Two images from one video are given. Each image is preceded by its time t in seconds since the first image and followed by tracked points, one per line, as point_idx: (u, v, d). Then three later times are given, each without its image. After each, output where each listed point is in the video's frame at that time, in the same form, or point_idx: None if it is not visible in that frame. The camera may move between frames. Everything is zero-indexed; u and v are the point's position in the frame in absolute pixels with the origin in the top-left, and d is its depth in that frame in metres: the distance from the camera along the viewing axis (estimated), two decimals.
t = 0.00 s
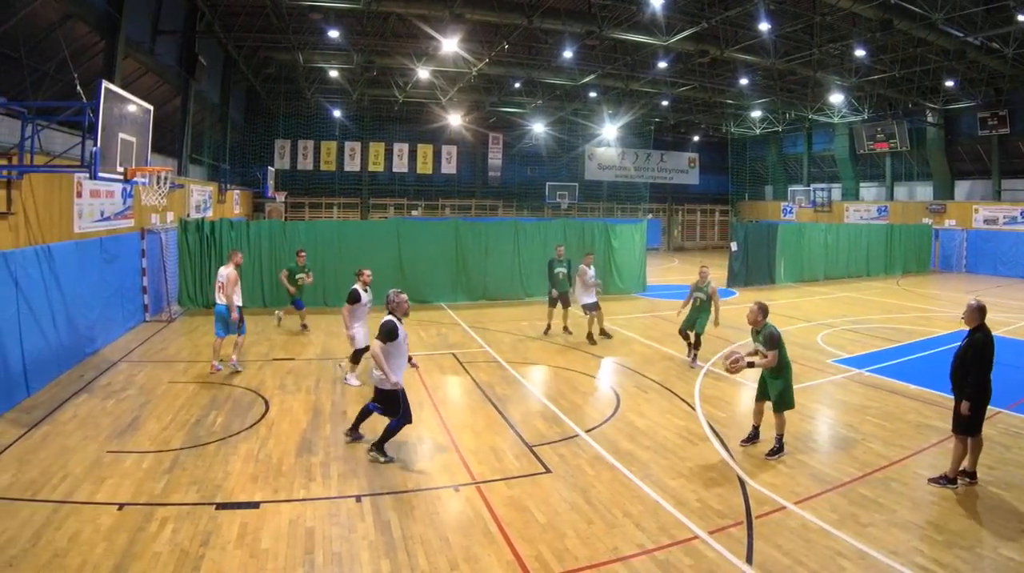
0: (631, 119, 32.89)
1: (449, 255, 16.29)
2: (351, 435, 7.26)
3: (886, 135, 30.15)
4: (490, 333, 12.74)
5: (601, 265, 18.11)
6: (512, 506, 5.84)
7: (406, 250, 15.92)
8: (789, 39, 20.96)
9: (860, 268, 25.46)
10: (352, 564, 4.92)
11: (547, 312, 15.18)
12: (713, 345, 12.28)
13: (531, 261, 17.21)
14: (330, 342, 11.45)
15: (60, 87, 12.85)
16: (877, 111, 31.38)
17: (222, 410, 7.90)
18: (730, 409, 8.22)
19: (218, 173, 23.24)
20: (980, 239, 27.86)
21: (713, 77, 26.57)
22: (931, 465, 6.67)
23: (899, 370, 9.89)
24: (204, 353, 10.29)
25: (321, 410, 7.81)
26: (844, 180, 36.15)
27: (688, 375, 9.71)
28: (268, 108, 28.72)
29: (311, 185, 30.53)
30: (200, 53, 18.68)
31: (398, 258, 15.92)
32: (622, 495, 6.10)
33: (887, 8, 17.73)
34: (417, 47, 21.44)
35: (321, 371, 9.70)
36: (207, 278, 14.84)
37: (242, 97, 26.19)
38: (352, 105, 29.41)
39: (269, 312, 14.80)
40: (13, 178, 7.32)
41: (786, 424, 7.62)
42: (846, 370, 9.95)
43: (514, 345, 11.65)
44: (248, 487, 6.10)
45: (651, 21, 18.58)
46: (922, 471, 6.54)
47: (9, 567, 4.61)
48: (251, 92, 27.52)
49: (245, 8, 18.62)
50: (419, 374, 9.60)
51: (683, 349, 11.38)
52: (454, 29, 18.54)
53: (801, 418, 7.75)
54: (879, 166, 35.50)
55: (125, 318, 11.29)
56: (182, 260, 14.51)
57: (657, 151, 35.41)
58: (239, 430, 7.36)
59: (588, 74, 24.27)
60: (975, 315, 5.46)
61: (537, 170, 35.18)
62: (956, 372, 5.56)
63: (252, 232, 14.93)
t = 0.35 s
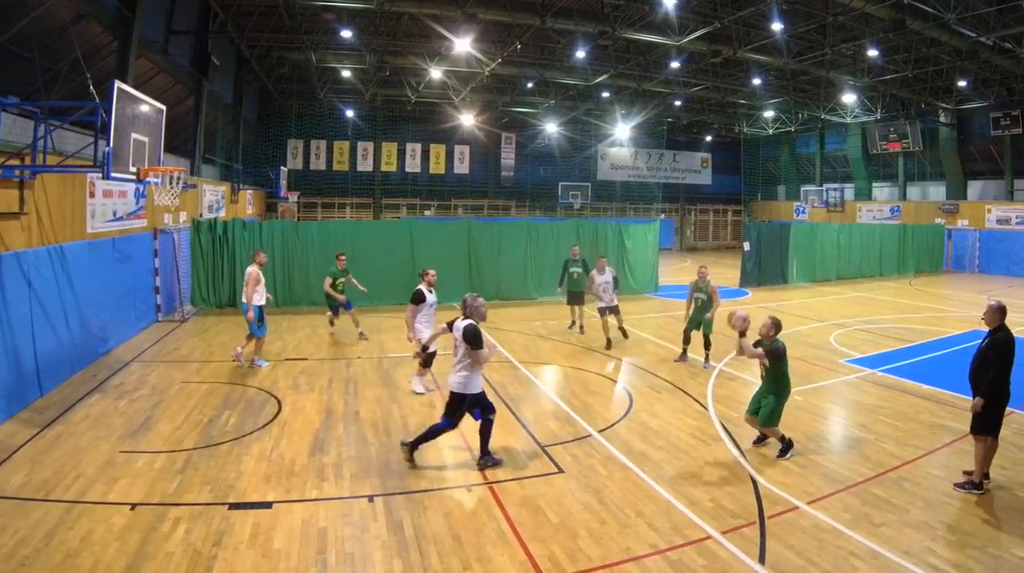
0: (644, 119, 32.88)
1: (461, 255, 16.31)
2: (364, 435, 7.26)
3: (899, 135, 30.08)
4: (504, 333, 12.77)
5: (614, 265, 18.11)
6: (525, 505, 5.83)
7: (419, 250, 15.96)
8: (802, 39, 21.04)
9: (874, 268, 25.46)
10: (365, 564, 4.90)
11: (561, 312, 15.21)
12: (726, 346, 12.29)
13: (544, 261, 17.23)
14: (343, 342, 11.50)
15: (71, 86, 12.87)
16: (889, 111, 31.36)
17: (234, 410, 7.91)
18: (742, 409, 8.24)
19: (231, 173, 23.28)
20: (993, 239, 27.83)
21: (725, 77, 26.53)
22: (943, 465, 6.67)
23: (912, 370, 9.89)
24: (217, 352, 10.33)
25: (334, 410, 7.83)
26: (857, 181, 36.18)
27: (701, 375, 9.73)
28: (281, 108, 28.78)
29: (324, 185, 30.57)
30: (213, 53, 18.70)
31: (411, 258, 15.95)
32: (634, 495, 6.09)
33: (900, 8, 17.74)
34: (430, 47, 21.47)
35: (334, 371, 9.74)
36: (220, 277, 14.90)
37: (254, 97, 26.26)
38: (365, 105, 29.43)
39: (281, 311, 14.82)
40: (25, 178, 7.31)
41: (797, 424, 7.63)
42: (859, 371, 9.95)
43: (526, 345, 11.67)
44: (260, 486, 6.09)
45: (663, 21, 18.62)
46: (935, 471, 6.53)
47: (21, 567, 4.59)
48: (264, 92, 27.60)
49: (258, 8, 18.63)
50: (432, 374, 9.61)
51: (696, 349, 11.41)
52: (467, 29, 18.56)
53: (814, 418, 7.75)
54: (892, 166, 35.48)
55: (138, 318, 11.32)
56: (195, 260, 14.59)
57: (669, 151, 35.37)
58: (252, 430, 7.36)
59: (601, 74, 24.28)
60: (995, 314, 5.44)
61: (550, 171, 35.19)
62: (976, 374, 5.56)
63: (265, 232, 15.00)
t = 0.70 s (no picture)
0: (655, 119, 32.89)
1: (474, 255, 16.32)
2: (377, 435, 7.27)
3: (912, 135, 29.91)
4: (517, 333, 12.80)
5: (626, 265, 18.13)
6: (538, 505, 5.83)
7: (431, 250, 15.98)
8: (815, 39, 21.14)
9: (887, 268, 25.46)
10: (378, 564, 4.88)
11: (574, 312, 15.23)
12: (739, 347, 12.29)
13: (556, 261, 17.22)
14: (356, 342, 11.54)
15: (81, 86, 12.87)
16: (901, 111, 31.29)
17: (247, 410, 7.92)
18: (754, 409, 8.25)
19: (243, 174, 23.32)
20: (1006, 239, 27.78)
21: (737, 77, 26.45)
22: (956, 465, 6.67)
23: (926, 371, 9.88)
24: (231, 352, 10.36)
25: (347, 410, 7.83)
26: (870, 181, 36.22)
27: (713, 375, 9.75)
28: (294, 108, 28.85)
29: (336, 185, 30.61)
30: (226, 53, 18.74)
31: (424, 258, 15.97)
32: (647, 495, 6.09)
33: (912, 8, 17.74)
34: (443, 47, 21.48)
35: (347, 371, 9.76)
36: (232, 278, 14.97)
37: (267, 97, 26.31)
38: (377, 105, 29.45)
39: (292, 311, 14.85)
40: (37, 178, 7.32)
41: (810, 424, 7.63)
42: (873, 371, 9.95)
43: (538, 346, 11.68)
44: (273, 486, 6.08)
45: (676, 21, 18.64)
46: (947, 471, 6.53)
47: (34, 567, 4.59)
48: (276, 92, 27.75)
49: (270, 8, 18.65)
50: (445, 374, 9.63)
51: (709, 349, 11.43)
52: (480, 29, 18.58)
53: (827, 418, 7.76)
54: (904, 166, 35.46)
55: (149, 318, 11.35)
56: (208, 261, 14.70)
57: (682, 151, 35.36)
58: (265, 430, 7.37)
59: (614, 74, 24.27)
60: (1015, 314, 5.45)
61: (562, 170, 35.19)
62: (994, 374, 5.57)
63: (278, 232, 15.03)
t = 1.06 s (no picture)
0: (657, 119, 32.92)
1: (477, 254, 16.33)
2: (380, 436, 7.27)
3: (914, 136, 29.75)
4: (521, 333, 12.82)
5: (630, 265, 18.15)
6: (541, 505, 5.82)
7: (434, 249, 16.00)
8: (818, 39, 21.16)
9: (889, 268, 25.47)
10: (380, 564, 4.88)
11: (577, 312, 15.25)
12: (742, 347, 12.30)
13: (559, 261, 17.23)
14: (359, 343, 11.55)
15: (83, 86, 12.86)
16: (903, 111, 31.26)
17: (250, 410, 7.92)
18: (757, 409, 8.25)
19: (246, 173, 23.33)
20: (1008, 239, 27.78)
21: (740, 77, 26.38)
22: (959, 465, 6.67)
23: (929, 370, 9.89)
24: (234, 352, 10.36)
25: (349, 410, 7.84)
26: (872, 180, 36.26)
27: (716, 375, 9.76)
28: (297, 108, 28.85)
29: (339, 185, 30.64)
30: (229, 52, 18.76)
31: (426, 257, 15.98)
32: (650, 495, 6.08)
33: (915, 8, 17.76)
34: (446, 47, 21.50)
35: (350, 371, 9.77)
36: (235, 277, 14.98)
37: (269, 97, 26.33)
38: (379, 105, 29.47)
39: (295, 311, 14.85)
40: (40, 178, 7.33)
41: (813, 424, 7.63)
42: (876, 371, 9.95)
43: (541, 346, 11.70)
44: (276, 486, 6.08)
45: (678, 21, 18.68)
46: (950, 471, 6.53)
47: (36, 567, 4.58)
48: (278, 92, 27.71)
49: (272, 8, 18.68)
50: (448, 374, 9.64)
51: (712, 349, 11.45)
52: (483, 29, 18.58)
53: (830, 418, 7.76)
54: (907, 166, 35.50)
55: (152, 318, 11.36)
56: (211, 260, 14.71)
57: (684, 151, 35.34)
58: (267, 430, 7.37)
59: (616, 73, 24.24)
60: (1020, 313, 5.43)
61: (564, 170, 35.18)
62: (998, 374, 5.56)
63: (280, 231, 15.03)
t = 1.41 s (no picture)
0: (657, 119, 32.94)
1: (477, 254, 16.33)
2: (380, 435, 7.27)
3: (914, 135, 29.77)
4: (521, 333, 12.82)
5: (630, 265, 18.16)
6: (541, 506, 5.82)
7: (433, 248, 16.00)
8: (817, 39, 21.18)
9: (890, 268, 25.46)
10: (380, 563, 4.89)
11: (577, 312, 15.26)
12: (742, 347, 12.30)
13: (559, 261, 17.25)
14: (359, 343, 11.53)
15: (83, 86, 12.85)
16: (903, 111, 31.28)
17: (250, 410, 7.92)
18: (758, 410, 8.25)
19: (246, 173, 23.34)
20: (1008, 239, 27.76)
21: (740, 77, 26.40)
22: (959, 465, 6.67)
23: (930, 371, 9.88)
24: (233, 352, 10.36)
25: (349, 410, 7.84)
26: (872, 180, 36.25)
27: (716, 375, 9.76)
28: (297, 108, 28.84)
29: (340, 185, 30.65)
30: (228, 53, 18.79)
31: (426, 257, 15.98)
32: (650, 495, 6.08)
33: (914, 8, 17.76)
34: (446, 47, 21.49)
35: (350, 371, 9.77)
36: (235, 276, 14.97)
37: (269, 97, 26.34)
38: (379, 105, 29.49)
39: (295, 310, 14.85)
40: (40, 178, 7.33)
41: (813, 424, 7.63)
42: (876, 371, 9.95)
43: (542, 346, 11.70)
44: (276, 486, 6.07)
45: (678, 21, 18.69)
46: (950, 471, 6.53)
47: (36, 567, 4.58)
48: (279, 92, 27.71)
49: (272, 8, 18.70)
50: (448, 374, 9.64)
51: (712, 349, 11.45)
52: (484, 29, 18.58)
53: (830, 418, 7.76)
54: (906, 166, 35.51)
55: (152, 318, 11.35)
56: (210, 260, 14.70)
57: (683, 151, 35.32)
58: (267, 430, 7.37)
59: (616, 73, 24.25)
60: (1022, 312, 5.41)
61: (563, 170, 35.18)
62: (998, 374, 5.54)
63: (280, 231, 15.04)
